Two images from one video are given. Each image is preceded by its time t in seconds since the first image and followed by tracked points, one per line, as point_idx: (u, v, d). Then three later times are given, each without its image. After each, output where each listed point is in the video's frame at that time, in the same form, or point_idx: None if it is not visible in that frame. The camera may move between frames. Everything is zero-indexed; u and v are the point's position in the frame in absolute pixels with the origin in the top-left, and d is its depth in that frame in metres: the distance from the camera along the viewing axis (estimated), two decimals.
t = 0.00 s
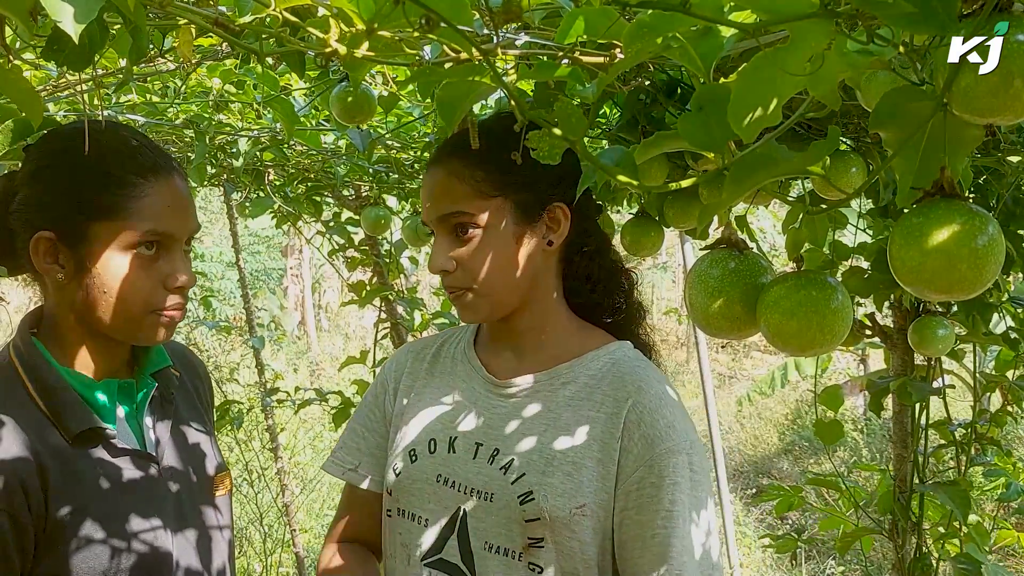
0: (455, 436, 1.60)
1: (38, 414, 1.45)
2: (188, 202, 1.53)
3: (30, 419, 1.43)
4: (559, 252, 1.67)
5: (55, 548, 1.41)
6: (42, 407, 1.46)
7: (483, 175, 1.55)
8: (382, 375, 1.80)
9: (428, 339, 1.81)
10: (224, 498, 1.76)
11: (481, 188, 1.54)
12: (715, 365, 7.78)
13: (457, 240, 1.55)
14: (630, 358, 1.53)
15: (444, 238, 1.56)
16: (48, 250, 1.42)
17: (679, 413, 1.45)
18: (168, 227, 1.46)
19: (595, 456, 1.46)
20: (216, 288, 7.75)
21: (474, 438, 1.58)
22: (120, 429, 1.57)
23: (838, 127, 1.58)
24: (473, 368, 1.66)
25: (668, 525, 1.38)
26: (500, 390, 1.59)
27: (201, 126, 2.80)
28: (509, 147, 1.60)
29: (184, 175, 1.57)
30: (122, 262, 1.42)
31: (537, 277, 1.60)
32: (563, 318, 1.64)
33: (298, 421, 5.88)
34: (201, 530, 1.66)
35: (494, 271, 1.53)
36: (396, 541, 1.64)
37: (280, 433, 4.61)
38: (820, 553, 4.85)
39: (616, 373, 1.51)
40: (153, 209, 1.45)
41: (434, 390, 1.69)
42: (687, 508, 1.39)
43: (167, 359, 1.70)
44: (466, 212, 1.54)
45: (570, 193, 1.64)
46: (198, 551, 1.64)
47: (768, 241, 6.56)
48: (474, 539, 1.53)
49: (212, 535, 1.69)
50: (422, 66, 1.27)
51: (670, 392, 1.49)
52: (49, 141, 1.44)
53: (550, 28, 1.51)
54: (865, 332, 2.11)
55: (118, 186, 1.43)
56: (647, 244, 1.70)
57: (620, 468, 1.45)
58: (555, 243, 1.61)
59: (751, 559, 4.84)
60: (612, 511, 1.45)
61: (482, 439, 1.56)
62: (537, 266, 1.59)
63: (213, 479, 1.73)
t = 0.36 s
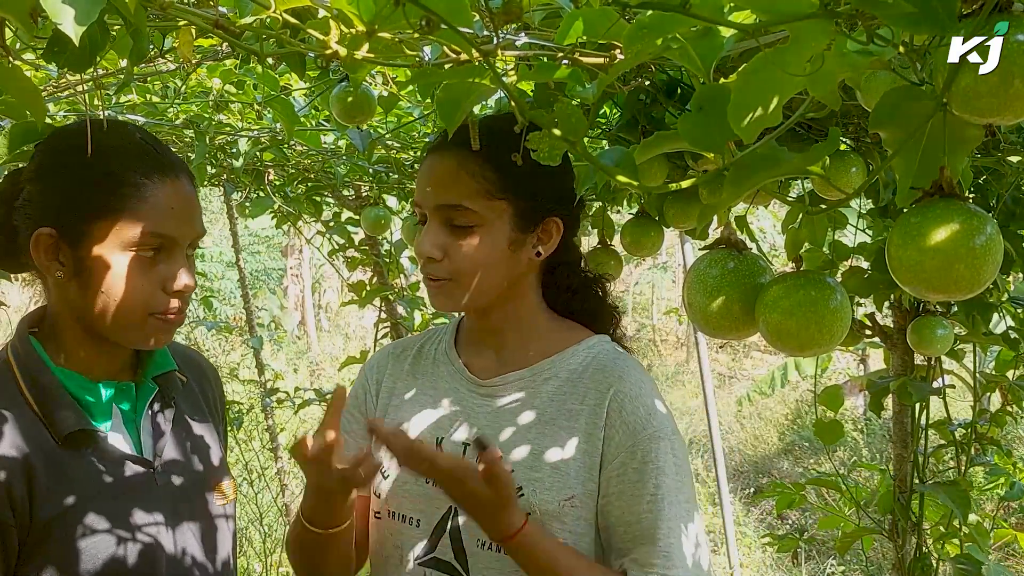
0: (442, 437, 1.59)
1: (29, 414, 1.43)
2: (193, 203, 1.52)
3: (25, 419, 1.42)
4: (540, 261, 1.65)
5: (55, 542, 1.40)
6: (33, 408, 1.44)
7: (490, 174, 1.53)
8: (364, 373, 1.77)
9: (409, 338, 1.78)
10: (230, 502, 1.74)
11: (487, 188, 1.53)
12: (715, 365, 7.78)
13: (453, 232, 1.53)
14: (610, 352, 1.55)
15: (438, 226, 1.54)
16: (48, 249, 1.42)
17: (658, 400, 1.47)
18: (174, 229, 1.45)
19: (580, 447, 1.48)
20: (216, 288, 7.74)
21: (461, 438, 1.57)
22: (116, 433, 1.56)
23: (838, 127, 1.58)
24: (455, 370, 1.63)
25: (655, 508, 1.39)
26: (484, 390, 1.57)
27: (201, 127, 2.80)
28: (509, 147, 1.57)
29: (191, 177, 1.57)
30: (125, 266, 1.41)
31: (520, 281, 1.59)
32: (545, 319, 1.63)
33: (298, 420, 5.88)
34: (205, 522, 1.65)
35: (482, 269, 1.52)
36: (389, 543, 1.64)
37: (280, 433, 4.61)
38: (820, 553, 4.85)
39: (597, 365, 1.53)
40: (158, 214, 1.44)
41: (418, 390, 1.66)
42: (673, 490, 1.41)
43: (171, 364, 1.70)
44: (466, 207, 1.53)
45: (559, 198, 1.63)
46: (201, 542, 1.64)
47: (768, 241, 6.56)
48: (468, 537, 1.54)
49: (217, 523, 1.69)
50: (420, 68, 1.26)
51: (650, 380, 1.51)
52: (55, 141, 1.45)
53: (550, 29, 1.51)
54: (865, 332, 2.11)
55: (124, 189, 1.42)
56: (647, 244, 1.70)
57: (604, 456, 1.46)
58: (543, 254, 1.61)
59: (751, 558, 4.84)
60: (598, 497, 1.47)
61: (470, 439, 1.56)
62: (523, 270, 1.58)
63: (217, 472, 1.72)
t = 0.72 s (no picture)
0: (447, 440, 1.59)
1: (35, 410, 1.44)
2: (206, 204, 1.53)
3: (26, 417, 1.42)
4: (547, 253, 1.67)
5: (55, 546, 1.40)
6: (40, 403, 1.45)
7: (494, 159, 1.56)
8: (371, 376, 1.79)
9: (415, 339, 1.80)
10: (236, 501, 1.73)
11: (489, 173, 1.55)
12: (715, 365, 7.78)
13: (456, 222, 1.55)
14: (621, 355, 1.54)
15: (443, 218, 1.57)
16: (62, 248, 1.42)
17: (670, 405, 1.47)
18: (186, 232, 1.46)
19: (591, 452, 1.47)
20: (215, 288, 7.74)
21: (468, 439, 1.56)
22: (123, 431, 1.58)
23: (838, 127, 1.58)
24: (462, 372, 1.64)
25: (666, 518, 1.38)
26: (491, 391, 1.58)
27: (201, 126, 2.80)
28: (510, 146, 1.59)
29: (204, 178, 1.56)
30: (138, 266, 1.41)
31: (527, 271, 1.60)
32: (551, 317, 1.64)
33: (298, 421, 5.88)
34: (207, 518, 1.64)
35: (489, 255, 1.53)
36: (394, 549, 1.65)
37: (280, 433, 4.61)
38: (819, 553, 4.85)
39: (609, 369, 1.52)
40: (170, 214, 1.44)
41: (425, 393, 1.67)
42: (684, 499, 1.40)
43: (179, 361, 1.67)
44: (468, 194, 1.55)
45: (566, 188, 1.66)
46: (203, 539, 1.63)
47: (769, 241, 6.56)
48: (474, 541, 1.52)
49: (220, 519, 1.68)
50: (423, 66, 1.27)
51: (664, 385, 1.50)
52: (66, 140, 1.45)
53: (551, 29, 1.51)
54: (865, 332, 2.11)
55: (136, 188, 1.42)
56: (647, 244, 1.70)
57: (615, 464, 1.45)
58: (551, 242, 1.63)
59: (751, 558, 4.85)
60: (609, 503, 1.46)
61: (476, 442, 1.55)
62: (529, 259, 1.60)
63: (222, 468, 1.71)
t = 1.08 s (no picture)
0: (471, 447, 1.59)
1: (46, 402, 1.46)
2: (201, 201, 1.49)
3: (33, 412, 1.45)
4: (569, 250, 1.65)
5: (50, 554, 1.43)
6: (50, 397, 1.47)
7: (496, 165, 1.56)
8: (398, 380, 1.80)
9: (444, 341, 1.81)
10: (244, 501, 1.69)
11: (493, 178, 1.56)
12: (715, 365, 7.78)
13: (465, 229, 1.56)
14: (646, 355, 1.51)
15: (453, 226, 1.57)
16: (65, 258, 1.44)
17: (698, 408, 1.42)
18: (178, 235, 1.43)
19: (613, 460, 1.44)
20: (215, 288, 7.74)
21: (492, 449, 1.56)
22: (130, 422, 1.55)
23: (838, 127, 1.58)
24: (484, 375, 1.65)
25: (694, 525, 1.35)
26: (512, 397, 1.57)
27: (201, 126, 2.79)
28: (510, 144, 1.59)
29: (194, 173, 1.53)
30: (133, 276, 1.41)
31: (543, 272, 1.60)
32: (574, 313, 1.63)
33: (297, 421, 5.88)
34: (203, 524, 1.60)
35: (502, 259, 1.53)
36: (420, 557, 1.65)
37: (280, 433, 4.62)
38: (819, 553, 4.85)
39: (631, 372, 1.49)
40: (159, 219, 1.42)
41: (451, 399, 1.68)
42: (714, 506, 1.36)
43: (197, 358, 1.66)
44: (474, 200, 1.56)
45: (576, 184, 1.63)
46: (200, 548, 1.59)
47: (769, 241, 6.56)
48: (497, 552, 1.52)
49: (218, 523, 1.63)
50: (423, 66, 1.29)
51: (691, 386, 1.46)
52: (64, 147, 1.44)
53: (551, 29, 1.51)
54: (865, 332, 2.11)
55: (121, 199, 1.40)
56: (646, 244, 1.70)
57: (640, 470, 1.43)
58: (565, 239, 1.61)
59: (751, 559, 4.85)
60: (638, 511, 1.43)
61: (499, 449, 1.55)
62: (543, 259, 1.59)
63: (220, 471, 1.65)
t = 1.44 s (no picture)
0: (504, 450, 1.53)
1: (38, 400, 1.47)
2: (197, 204, 1.48)
3: (26, 415, 1.45)
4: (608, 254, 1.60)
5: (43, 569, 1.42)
6: (42, 390, 1.48)
7: (538, 171, 1.50)
8: (427, 387, 1.73)
9: (474, 350, 1.74)
10: (242, 501, 1.65)
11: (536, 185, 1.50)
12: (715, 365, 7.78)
13: (508, 237, 1.50)
14: (686, 358, 1.46)
15: (494, 234, 1.52)
16: (58, 250, 1.44)
17: (740, 410, 1.36)
18: (165, 234, 1.41)
19: (651, 462, 1.38)
20: (215, 288, 7.75)
21: (525, 453, 1.50)
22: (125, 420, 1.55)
23: (838, 127, 1.58)
24: (521, 380, 1.59)
25: (734, 530, 1.28)
26: (548, 402, 1.52)
27: (201, 126, 2.80)
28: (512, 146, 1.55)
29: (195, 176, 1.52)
30: (118, 270, 1.41)
31: (587, 278, 1.54)
32: (610, 316, 1.57)
33: (297, 420, 5.89)
34: (198, 532, 1.57)
35: (546, 269, 1.48)
36: (450, 564, 1.58)
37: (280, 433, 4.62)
38: (818, 552, 4.85)
39: (670, 373, 1.43)
40: (148, 216, 1.40)
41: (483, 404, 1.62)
42: (751, 511, 1.29)
43: (201, 356, 1.66)
44: (516, 207, 1.50)
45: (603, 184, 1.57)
46: (197, 557, 1.56)
47: (769, 241, 6.57)
48: (530, 558, 1.46)
49: (213, 531, 1.59)
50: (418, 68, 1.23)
51: (731, 389, 1.40)
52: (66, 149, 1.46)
53: (551, 29, 1.51)
54: (865, 332, 2.11)
55: (114, 195, 1.40)
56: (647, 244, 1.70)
57: (678, 473, 1.36)
58: (609, 244, 1.56)
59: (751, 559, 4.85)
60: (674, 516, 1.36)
61: (534, 452, 1.49)
62: (588, 265, 1.53)
63: (218, 477, 1.62)
